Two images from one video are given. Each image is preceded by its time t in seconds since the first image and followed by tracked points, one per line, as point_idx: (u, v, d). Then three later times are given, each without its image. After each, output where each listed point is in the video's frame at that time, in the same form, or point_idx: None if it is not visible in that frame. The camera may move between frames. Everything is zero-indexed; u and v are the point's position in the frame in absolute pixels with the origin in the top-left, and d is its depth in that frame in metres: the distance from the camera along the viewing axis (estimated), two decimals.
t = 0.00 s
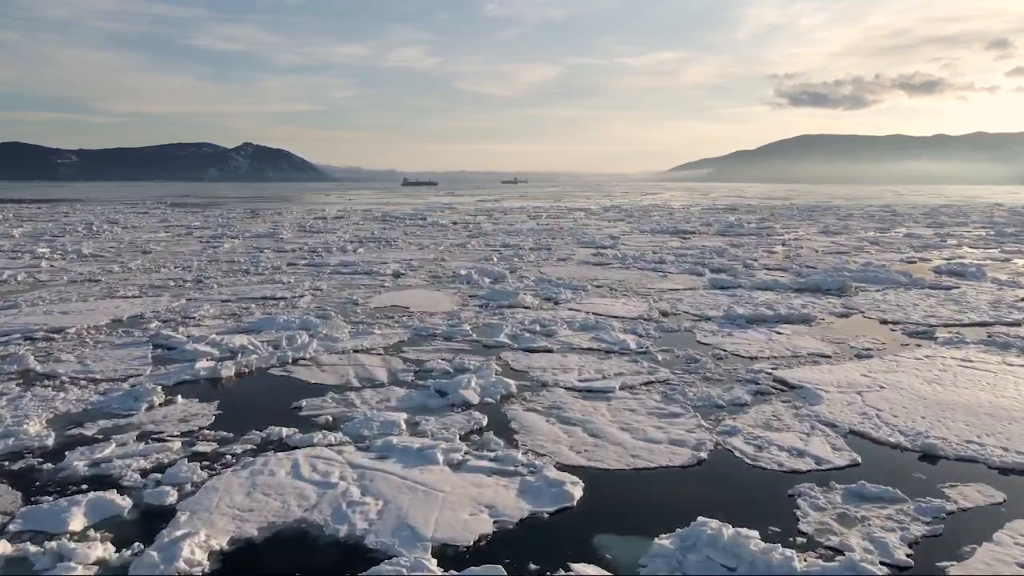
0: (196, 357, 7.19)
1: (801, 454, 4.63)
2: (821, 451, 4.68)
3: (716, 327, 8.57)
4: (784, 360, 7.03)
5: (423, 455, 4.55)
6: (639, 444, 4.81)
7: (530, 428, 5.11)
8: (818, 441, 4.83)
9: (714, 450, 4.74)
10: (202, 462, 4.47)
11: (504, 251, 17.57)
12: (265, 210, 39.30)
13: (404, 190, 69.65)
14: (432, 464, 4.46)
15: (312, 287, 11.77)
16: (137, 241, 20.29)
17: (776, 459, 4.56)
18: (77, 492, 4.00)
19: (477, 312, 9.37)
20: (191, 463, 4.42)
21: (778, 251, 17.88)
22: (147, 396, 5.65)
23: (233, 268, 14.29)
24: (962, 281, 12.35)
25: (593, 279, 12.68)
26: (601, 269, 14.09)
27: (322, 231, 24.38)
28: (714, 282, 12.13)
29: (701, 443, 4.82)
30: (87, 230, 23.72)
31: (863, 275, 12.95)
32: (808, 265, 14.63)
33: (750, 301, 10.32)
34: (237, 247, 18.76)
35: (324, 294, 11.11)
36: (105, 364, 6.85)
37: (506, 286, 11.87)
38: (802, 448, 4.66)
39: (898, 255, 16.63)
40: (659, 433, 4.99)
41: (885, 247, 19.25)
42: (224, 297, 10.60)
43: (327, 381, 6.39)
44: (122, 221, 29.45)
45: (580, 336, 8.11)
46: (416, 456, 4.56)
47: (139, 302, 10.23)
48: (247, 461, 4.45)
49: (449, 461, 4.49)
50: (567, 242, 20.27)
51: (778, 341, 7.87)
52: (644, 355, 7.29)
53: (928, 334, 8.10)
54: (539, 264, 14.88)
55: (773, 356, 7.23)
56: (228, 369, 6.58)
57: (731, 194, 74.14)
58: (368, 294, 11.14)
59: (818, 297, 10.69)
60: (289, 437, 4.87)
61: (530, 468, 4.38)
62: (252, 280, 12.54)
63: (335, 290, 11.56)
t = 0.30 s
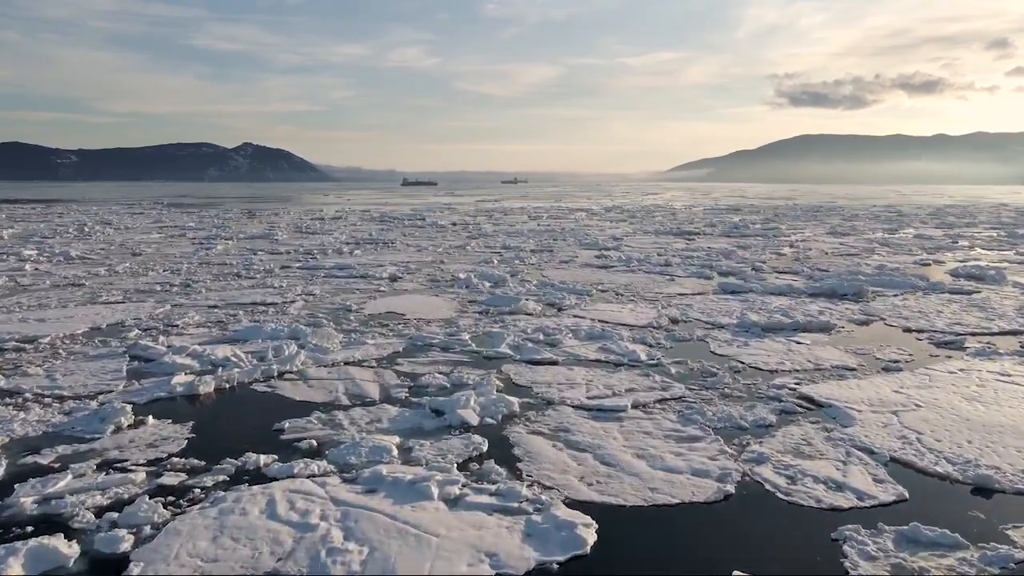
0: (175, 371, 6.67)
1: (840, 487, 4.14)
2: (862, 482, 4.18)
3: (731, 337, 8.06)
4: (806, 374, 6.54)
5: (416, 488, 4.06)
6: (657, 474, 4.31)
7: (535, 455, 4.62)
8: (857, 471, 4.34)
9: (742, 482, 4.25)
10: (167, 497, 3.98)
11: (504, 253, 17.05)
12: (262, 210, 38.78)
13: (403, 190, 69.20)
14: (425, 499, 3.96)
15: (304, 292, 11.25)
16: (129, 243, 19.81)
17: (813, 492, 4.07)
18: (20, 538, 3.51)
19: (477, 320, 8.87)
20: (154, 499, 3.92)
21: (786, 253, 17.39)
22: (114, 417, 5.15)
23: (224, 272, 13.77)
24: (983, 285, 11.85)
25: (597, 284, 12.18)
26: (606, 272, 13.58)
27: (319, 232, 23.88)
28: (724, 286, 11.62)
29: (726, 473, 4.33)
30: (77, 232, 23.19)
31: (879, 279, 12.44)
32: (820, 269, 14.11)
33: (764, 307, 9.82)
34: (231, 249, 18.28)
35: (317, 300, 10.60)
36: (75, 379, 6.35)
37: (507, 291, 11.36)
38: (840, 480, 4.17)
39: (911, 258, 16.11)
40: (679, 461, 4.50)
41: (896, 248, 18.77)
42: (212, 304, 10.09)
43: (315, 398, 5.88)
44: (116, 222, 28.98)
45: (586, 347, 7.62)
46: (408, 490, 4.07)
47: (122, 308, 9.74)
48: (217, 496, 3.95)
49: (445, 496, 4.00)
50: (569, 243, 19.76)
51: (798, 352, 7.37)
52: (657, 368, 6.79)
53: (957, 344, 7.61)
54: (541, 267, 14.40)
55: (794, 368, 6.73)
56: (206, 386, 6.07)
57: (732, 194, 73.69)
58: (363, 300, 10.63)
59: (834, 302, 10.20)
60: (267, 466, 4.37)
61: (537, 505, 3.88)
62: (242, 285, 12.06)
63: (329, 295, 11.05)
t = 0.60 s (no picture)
0: (147, 389, 6.10)
1: (896, 536, 3.57)
2: (922, 530, 3.61)
3: (750, 349, 7.50)
4: (837, 392, 5.98)
5: (405, 538, 3.49)
6: (684, 519, 3.75)
7: (543, 494, 4.05)
8: (913, 515, 3.77)
9: (782, 528, 3.68)
10: (115, 550, 3.43)
11: (505, 256, 16.51)
12: (259, 211, 38.29)
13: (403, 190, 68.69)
14: (416, 553, 3.40)
15: (295, 298, 10.70)
16: (119, 244, 19.26)
17: (866, 542, 3.50)
18: None
19: (477, 330, 8.30)
20: (99, 553, 3.37)
21: (797, 256, 16.83)
22: (68, 446, 4.59)
23: (213, 275, 13.23)
24: (1008, 290, 11.29)
25: (604, 289, 11.62)
26: (611, 276, 13.02)
27: (315, 233, 23.33)
28: (737, 291, 11.06)
29: (763, 517, 3.76)
30: (68, 233, 22.67)
31: (898, 283, 11.87)
32: (835, 272, 13.55)
33: (782, 315, 9.25)
34: (223, 251, 17.73)
35: (308, 307, 10.04)
36: (36, 399, 5.79)
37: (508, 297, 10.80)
38: (897, 528, 3.61)
39: (927, 260, 15.55)
40: (707, 501, 3.94)
41: (909, 249, 18.21)
42: (196, 311, 9.54)
43: (297, 421, 5.31)
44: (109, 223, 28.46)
45: (594, 360, 7.06)
46: (396, 540, 3.50)
47: (100, 316, 9.19)
48: (173, 548, 3.40)
49: (439, 549, 3.43)
50: (572, 245, 19.22)
51: (825, 365, 6.80)
52: (672, 386, 6.22)
53: (995, 357, 7.04)
54: (543, 270, 13.86)
55: (823, 385, 6.17)
56: (178, 407, 5.49)
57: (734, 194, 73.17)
58: (357, 307, 10.08)
59: (855, 309, 9.64)
60: (235, 510, 3.81)
61: (546, 562, 3.31)
62: (230, 290, 11.51)
63: (321, 301, 10.51)
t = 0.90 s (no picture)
0: (117, 408, 5.59)
1: None
2: None
3: (769, 361, 7.00)
4: (869, 411, 5.48)
5: None
6: (715, 571, 3.24)
7: (551, 538, 3.56)
8: (980, 566, 3.26)
9: None
10: None
11: (506, 258, 16.04)
12: (255, 211, 37.80)
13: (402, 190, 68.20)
14: None
15: (286, 304, 10.21)
16: (109, 246, 18.77)
17: None
18: None
19: (477, 340, 7.80)
20: None
21: (806, 258, 16.35)
22: (16, 479, 4.09)
23: (203, 279, 12.75)
24: None
25: (609, 294, 11.14)
26: (615, 280, 12.54)
27: (311, 234, 22.82)
28: (749, 297, 10.57)
29: (806, 568, 3.26)
30: (58, 234, 22.19)
31: (917, 288, 11.38)
32: (848, 276, 13.06)
33: (799, 323, 8.76)
34: (215, 253, 17.24)
35: (299, 313, 9.56)
36: None
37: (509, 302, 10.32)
38: None
39: (942, 263, 15.07)
40: (740, 548, 3.43)
41: (921, 251, 17.73)
42: (181, 319, 9.06)
43: (278, 447, 4.80)
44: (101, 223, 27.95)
45: (603, 374, 6.57)
46: None
47: (77, 323, 8.69)
48: None
49: None
50: (574, 247, 18.75)
51: (853, 380, 6.30)
52: (688, 404, 5.72)
53: None
54: (545, 274, 13.37)
55: (853, 403, 5.67)
56: (148, 430, 4.98)
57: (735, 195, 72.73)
58: (350, 313, 9.59)
59: (874, 316, 9.15)
60: (198, 561, 3.32)
61: None
62: (218, 295, 11.01)
63: (314, 307, 10.02)
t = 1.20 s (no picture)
0: (75, 435, 5.01)
1: None
2: None
3: (794, 377, 6.43)
4: (914, 438, 4.92)
5: None
6: None
7: None
8: None
9: None
10: None
11: (507, 261, 15.47)
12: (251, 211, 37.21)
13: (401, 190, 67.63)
14: None
15: (275, 311, 9.65)
16: (97, 248, 18.21)
17: None
18: None
19: (477, 353, 7.24)
20: None
21: (818, 261, 15.78)
22: None
23: (189, 283, 12.17)
24: None
25: (615, 300, 10.57)
26: (622, 285, 11.97)
27: (307, 236, 22.24)
28: (765, 303, 10.00)
29: None
30: (46, 235, 21.61)
31: (940, 294, 10.81)
32: (864, 280, 12.50)
33: (821, 333, 8.19)
34: (206, 255, 16.67)
35: (287, 322, 8.98)
36: None
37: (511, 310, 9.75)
38: None
39: (960, 266, 14.50)
40: None
41: (936, 253, 17.16)
42: (161, 329, 8.49)
43: (250, 484, 4.22)
44: (93, 224, 27.35)
45: (614, 393, 6.01)
46: None
47: (49, 333, 8.13)
48: None
49: None
50: (577, 249, 18.18)
51: (889, 399, 5.74)
52: (711, 429, 5.16)
53: None
54: (548, 278, 12.81)
55: (895, 427, 5.11)
56: (104, 463, 4.42)
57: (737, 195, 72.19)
58: (341, 321, 9.01)
59: (900, 325, 8.59)
60: None
61: None
62: (204, 301, 10.45)
63: (304, 315, 9.46)
